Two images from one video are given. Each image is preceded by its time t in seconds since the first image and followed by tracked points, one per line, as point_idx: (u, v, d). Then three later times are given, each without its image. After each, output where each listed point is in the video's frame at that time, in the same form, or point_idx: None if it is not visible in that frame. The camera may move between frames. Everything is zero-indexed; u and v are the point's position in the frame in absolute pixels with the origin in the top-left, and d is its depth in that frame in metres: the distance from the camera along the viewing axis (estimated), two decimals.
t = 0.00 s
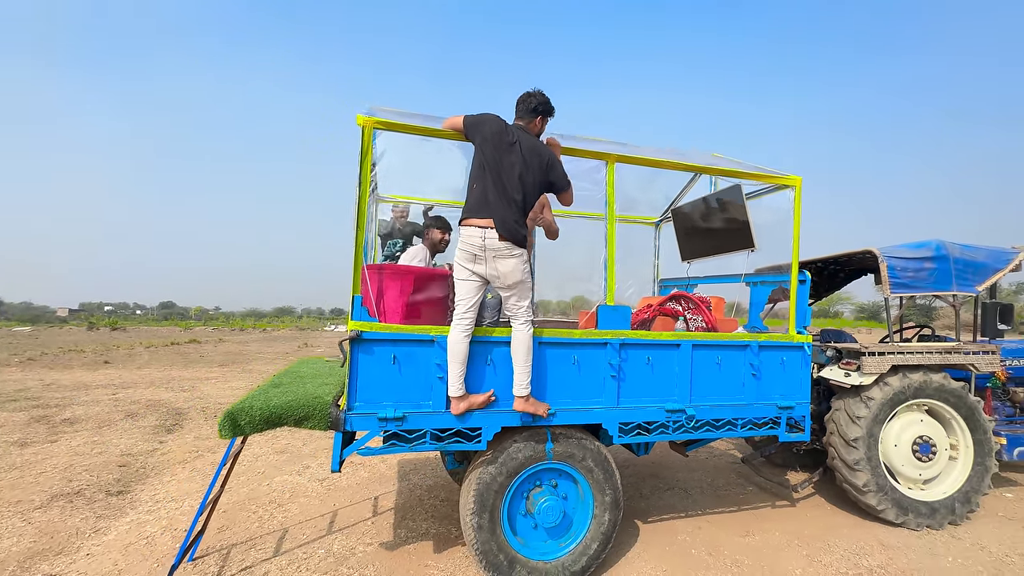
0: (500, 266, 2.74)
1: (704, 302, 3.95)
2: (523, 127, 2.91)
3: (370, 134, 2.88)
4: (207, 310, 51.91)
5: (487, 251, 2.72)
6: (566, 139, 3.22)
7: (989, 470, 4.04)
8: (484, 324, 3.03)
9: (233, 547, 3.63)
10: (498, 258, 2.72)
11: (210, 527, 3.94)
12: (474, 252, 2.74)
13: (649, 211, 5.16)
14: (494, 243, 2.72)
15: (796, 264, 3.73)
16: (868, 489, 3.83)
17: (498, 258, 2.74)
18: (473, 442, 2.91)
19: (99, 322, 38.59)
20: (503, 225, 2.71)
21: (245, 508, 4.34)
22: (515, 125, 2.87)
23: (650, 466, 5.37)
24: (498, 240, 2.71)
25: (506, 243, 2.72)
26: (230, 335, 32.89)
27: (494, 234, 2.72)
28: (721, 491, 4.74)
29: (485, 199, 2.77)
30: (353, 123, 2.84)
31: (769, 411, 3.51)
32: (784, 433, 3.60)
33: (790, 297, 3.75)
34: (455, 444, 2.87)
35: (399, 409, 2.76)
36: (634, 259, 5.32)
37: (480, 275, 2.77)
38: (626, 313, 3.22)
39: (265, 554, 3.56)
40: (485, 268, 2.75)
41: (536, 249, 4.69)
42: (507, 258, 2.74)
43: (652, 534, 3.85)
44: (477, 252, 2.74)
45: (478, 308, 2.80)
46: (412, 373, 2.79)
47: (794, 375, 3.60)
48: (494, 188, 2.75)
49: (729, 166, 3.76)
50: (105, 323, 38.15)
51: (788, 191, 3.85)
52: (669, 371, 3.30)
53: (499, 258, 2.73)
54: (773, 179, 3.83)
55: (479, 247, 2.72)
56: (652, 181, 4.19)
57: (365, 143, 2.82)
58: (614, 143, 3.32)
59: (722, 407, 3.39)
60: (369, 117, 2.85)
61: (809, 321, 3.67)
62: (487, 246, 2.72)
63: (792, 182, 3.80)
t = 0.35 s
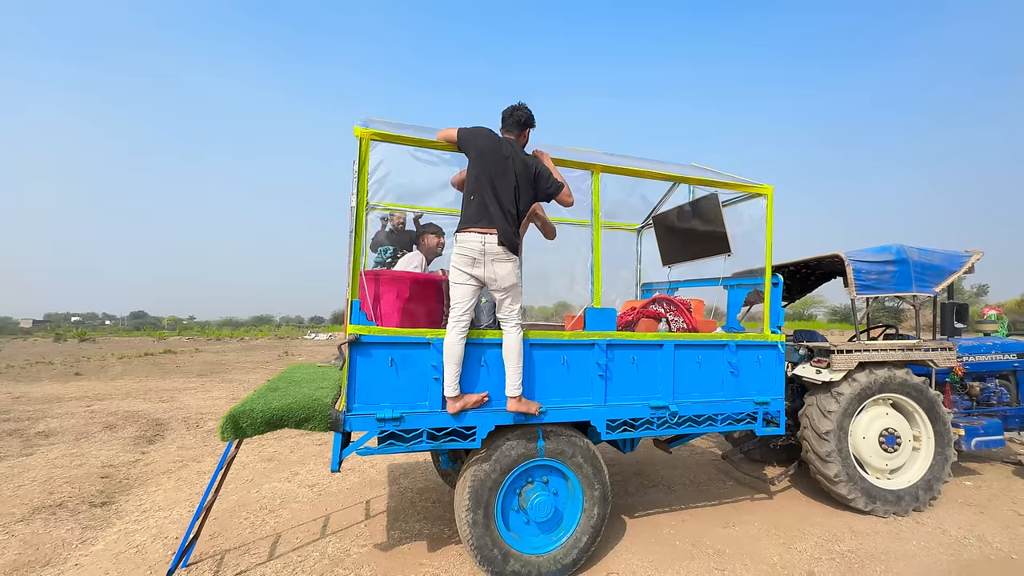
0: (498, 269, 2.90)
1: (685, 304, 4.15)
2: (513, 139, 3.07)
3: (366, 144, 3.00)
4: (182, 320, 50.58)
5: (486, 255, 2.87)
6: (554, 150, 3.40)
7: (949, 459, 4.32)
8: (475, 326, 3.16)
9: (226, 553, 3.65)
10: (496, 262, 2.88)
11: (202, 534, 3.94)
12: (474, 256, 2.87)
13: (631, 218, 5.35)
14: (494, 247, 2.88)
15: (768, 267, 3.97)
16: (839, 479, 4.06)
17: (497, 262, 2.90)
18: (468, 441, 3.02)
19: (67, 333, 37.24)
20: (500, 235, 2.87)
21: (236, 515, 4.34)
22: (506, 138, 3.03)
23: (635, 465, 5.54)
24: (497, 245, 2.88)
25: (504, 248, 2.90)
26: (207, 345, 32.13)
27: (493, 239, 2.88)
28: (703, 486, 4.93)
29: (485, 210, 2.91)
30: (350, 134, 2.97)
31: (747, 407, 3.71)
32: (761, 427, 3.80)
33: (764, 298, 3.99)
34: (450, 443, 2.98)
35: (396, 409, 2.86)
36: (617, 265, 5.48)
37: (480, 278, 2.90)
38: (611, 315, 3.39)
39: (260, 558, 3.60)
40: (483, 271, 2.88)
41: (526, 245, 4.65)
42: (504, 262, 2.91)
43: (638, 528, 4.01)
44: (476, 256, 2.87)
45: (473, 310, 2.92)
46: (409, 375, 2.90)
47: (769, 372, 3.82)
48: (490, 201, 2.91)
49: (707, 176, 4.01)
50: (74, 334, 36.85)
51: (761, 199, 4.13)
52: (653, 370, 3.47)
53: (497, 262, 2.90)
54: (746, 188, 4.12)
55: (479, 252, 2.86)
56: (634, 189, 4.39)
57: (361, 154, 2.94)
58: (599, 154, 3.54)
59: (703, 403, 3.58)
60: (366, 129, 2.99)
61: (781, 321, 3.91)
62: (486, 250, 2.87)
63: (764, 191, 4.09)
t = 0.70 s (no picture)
0: (485, 276, 3.03)
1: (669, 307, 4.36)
2: (509, 152, 3.25)
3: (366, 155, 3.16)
4: (162, 328, 49.55)
5: (474, 263, 3.01)
6: (545, 161, 3.59)
7: (916, 451, 4.59)
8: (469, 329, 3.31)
9: (225, 554, 3.71)
10: (484, 269, 3.01)
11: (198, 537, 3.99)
12: (463, 264, 3.03)
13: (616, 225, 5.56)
14: (480, 256, 3.01)
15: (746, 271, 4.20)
16: (814, 472, 4.28)
17: (483, 270, 3.03)
18: (464, 438, 3.16)
19: (40, 342, 36.17)
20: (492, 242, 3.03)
21: (232, 518, 4.40)
22: (500, 151, 3.20)
23: (622, 463, 5.72)
24: (484, 252, 3.01)
25: (490, 256, 3.01)
26: (189, 353, 31.53)
27: (479, 247, 3.02)
28: (688, 483, 5.12)
29: (476, 217, 3.07)
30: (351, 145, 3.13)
31: (727, 404, 3.92)
32: (740, 423, 4.01)
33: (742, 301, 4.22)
34: (447, 440, 3.12)
35: (396, 408, 2.99)
36: (604, 270, 5.66)
37: (468, 284, 3.06)
38: (599, 317, 3.58)
39: (258, 558, 3.67)
40: (471, 278, 3.04)
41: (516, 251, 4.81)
42: (491, 270, 3.03)
43: (626, 522, 4.18)
44: (464, 263, 3.02)
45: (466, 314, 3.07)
46: (407, 375, 3.03)
47: (748, 371, 4.03)
48: (483, 209, 3.07)
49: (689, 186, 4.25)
50: (48, 343, 35.80)
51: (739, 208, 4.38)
52: (639, 369, 3.66)
53: (485, 269, 3.02)
54: (725, 197, 4.36)
55: (466, 259, 3.02)
56: (619, 197, 4.60)
57: (362, 164, 3.09)
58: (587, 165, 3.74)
59: (686, 400, 3.77)
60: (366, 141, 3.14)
61: (758, 322, 4.15)
62: (473, 258, 3.01)
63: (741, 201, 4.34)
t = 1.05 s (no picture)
0: (490, 283, 3.11)
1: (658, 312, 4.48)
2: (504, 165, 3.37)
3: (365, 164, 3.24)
4: (144, 333, 48.60)
5: (478, 270, 3.10)
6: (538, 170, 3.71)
7: (894, 451, 4.76)
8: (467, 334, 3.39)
9: (219, 559, 3.72)
10: (488, 276, 3.10)
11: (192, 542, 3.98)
12: (466, 271, 3.11)
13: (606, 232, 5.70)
14: (485, 263, 3.10)
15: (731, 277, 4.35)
16: (798, 472, 4.42)
17: (489, 276, 3.12)
18: (460, 439, 3.23)
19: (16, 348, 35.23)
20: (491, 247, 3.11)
21: (224, 523, 4.39)
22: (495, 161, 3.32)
23: (613, 465, 5.83)
24: (489, 259, 3.10)
25: (494, 262, 3.11)
26: (172, 359, 30.96)
27: (484, 255, 3.10)
28: (676, 484, 5.24)
29: (476, 224, 3.15)
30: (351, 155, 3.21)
31: (714, 406, 4.05)
32: (727, 424, 4.14)
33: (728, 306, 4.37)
34: (444, 442, 3.19)
35: (394, 411, 3.05)
36: (594, 275, 5.78)
37: (473, 291, 3.13)
38: (591, 322, 3.69)
39: (253, 562, 3.69)
40: (476, 285, 3.11)
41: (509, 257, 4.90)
42: (496, 276, 3.12)
43: (617, 523, 4.27)
44: (469, 271, 3.10)
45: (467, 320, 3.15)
46: (405, 378, 3.10)
47: (734, 373, 4.17)
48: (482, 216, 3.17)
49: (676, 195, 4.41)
50: (25, 349, 34.90)
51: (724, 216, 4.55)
52: (630, 372, 3.77)
53: (489, 276, 3.11)
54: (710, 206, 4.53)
55: (471, 266, 3.10)
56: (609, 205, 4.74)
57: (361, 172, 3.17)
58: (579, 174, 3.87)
59: (675, 402, 3.89)
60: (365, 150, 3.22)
61: (743, 326, 4.30)
62: (477, 265, 3.10)
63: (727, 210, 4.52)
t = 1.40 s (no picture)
0: (499, 283, 3.15)
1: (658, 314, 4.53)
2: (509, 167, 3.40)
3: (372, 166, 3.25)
4: (129, 335, 47.79)
5: (488, 271, 3.13)
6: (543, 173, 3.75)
7: (887, 452, 4.86)
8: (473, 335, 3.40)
9: (218, 562, 3.68)
10: (497, 277, 3.13)
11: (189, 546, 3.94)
12: (476, 272, 3.14)
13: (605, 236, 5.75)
14: (494, 264, 3.13)
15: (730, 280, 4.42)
16: (794, 473, 4.49)
17: (497, 277, 3.15)
18: (464, 440, 3.24)
19: None
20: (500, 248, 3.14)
21: (222, 527, 4.34)
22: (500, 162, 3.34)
23: (610, 467, 5.86)
24: (498, 261, 3.13)
25: (504, 264, 3.15)
26: (158, 362, 30.47)
27: (494, 256, 3.13)
28: (673, 485, 5.29)
29: (483, 225, 3.18)
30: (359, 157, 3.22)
31: (713, 407, 4.10)
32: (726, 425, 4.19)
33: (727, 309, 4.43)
34: (448, 443, 3.20)
35: (399, 412, 3.06)
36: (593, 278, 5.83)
37: (482, 292, 3.16)
38: (594, 323, 3.73)
39: (253, 565, 3.65)
40: (485, 286, 3.15)
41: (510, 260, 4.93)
42: (505, 277, 3.16)
43: (617, 524, 4.30)
44: (478, 272, 3.13)
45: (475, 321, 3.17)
46: (410, 379, 3.11)
47: (733, 375, 4.22)
48: (488, 217, 3.19)
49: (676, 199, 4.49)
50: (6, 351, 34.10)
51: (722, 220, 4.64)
52: (631, 374, 3.80)
53: (499, 276, 3.15)
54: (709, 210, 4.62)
55: (480, 268, 3.12)
56: (610, 209, 4.80)
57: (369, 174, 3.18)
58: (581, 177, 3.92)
59: (676, 403, 3.93)
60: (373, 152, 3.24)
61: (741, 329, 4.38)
62: (488, 266, 3.12)
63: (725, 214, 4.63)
